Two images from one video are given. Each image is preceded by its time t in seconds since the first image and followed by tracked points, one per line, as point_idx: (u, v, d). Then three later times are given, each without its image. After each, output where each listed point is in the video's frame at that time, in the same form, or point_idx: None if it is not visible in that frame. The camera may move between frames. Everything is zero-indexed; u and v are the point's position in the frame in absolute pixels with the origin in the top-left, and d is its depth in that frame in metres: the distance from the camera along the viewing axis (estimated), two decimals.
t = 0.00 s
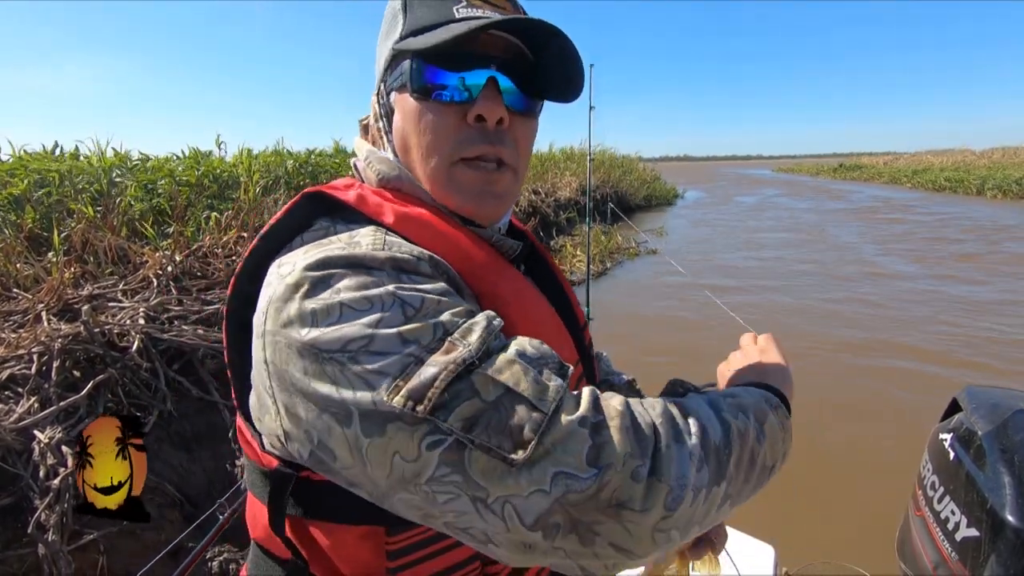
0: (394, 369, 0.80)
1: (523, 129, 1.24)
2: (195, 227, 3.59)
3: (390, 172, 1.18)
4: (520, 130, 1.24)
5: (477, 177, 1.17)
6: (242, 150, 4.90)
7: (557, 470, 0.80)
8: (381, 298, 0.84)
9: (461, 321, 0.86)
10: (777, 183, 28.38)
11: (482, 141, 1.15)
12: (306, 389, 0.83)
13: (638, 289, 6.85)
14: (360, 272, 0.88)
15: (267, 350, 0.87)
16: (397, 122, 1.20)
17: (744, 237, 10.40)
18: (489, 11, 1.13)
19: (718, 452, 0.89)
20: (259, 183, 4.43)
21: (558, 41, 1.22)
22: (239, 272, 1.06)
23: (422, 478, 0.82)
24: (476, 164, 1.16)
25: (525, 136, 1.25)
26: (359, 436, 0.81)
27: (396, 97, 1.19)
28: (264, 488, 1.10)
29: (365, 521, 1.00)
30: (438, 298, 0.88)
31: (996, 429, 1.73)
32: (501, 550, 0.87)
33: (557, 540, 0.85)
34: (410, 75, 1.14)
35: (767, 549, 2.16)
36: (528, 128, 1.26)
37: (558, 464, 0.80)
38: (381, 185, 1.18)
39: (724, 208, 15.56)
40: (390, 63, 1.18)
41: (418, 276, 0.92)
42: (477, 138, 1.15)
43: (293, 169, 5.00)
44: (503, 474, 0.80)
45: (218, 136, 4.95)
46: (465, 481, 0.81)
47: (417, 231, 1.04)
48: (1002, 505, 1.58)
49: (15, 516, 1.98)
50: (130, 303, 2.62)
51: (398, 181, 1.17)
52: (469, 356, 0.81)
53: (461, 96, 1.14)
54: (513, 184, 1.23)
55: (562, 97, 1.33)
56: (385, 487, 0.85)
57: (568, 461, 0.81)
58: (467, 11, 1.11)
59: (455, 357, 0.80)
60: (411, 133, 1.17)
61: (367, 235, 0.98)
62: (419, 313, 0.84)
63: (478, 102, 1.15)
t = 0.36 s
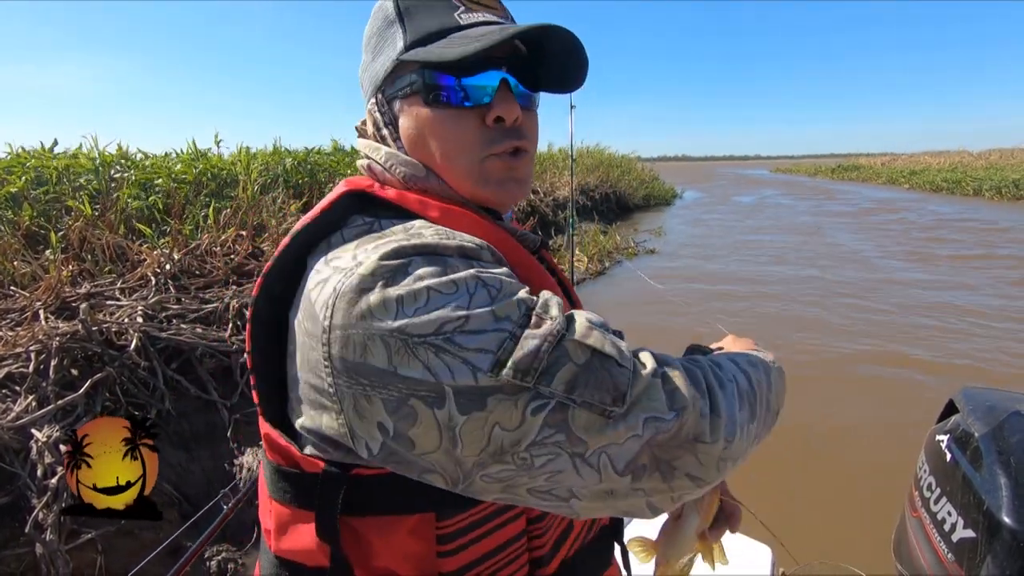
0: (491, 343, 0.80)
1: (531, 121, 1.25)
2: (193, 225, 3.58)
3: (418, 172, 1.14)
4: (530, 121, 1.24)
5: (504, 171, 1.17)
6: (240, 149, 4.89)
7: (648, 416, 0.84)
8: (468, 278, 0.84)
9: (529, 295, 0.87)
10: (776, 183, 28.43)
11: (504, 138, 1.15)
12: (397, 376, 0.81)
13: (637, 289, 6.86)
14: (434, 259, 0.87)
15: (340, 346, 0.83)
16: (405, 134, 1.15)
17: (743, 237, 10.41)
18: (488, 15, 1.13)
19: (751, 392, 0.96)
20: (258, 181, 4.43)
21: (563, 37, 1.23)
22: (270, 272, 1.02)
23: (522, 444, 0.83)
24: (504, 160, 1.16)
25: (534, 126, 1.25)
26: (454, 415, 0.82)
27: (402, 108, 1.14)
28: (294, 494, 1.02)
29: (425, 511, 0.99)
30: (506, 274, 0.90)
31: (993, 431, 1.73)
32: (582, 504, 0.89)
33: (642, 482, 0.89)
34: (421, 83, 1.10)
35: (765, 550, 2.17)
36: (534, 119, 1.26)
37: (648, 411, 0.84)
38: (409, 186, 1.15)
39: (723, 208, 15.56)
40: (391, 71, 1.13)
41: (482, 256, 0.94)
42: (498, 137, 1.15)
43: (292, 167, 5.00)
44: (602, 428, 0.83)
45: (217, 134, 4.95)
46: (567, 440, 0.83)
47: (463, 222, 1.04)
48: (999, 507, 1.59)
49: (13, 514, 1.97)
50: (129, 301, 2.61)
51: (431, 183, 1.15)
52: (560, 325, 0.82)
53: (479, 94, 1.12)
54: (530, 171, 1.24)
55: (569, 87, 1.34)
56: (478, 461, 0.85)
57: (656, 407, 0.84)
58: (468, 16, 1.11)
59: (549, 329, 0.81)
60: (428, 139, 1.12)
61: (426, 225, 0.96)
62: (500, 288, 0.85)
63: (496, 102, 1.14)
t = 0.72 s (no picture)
0: (524, 351, 0.80)
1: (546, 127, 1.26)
2: (190, 225, 3.58)
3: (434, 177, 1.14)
4: (546, 129, 1.26)
5: (522, 178, 1.18)
6: (238, 149, 4.89)
7: (665, 428, 0.85)
8: (502, 286, 0.84)
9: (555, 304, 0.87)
10: (774, 184, 28.46)
11: (523, 145, 1.17)
12: (426, 381, 0.81)
13: (635, 290, 6.87)
14: (466, 264, 0.86)
15: (367, 350, 0.83)
16: (423, 139, 1.14)
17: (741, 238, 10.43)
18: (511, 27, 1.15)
19: (735, 405, 0.99)
20: (256, 182, 4.43)
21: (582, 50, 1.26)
22: (291, 269, 1.01)
23: (545, 451, 0.83)
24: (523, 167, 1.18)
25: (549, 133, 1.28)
26: (482, 420, 0.82)
27: (420, 112, 1.12)
28: (306, 495, 1.02)
29: (440, 510, 0.99)
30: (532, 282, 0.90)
31: (988, 432, 1.74)
32: (591, 510, 0.90)
33: (650, 489, 0.89)
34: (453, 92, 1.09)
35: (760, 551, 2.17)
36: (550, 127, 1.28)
37: (663, 423, 0.86)
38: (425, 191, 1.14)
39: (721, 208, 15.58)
40: (412, 76, 1.11)
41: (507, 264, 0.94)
42: (517, 144, 1.16)
43: (291, 167, 4.99)
44: (624, 438, 0.84)
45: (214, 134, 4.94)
46: (589, 446, 0.84)
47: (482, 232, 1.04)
48: (994, 508, 1.59)
49: (9, 517, 1.97)
50: (126, 302, 2.61)
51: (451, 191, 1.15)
52: (588, 335, 0.82)
53: (508, 103, 1.13)
54: (543, 179, 1.26)
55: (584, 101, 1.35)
56: (500, 465, 0.85)
57: (672, 419, 0.86)
58: (491, 27, 1.12)
59: (579, 339, 0.81)
60: (450, 144, 1.12)
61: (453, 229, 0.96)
62: (530, 295, 0.85)
63: (518, 110, 1.15)
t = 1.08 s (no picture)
0: (418, 421, 0.76)
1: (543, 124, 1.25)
2: (192, 226, 3.59)
3: (415, 174, 1.14)
4: (542, 123, 1.25)
5: (518, 175, 1.18)
6: (239, 150, 4.89)
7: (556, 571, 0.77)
8: (425, 336, 0.79)
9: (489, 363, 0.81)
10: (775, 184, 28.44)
11: (520, 142, 1.17)
12: (330, 415, 0.82)
13: (636, 290, 6.87)
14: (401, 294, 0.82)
15: (296, 361, 0.86)
16: (415, 134, 1.13)
17: (742, 238, 10.42)
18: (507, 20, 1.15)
19: (677, 547, 0.91)
20: (257, 183, 4.43)
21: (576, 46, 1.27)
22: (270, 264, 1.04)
23: (419, 535, 0.78)
24: (518, 165, 1.17)
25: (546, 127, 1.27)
26: (368, 476, 0.79)
27: (413, 107, 1.12)
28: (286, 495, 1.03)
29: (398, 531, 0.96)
30: (475, 324, 0.84)
31: (989, 432, 1.74)
32: None
33: None
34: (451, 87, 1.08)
35: (761, 551, 2.17)
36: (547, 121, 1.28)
37: (559, 568, 0.77)
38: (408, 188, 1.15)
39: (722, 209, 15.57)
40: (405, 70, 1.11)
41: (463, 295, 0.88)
42: (514, 140, 1.16)
43: (292, 169, 5.00)
44: (500, 564, 0.76)
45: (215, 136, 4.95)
46: (461, 553, 0.77)
47: (447, 233, 1.02)
48: (995, 508, 1.59)
49: (10, 518, 1.97)
50: (127, 304, 2.62)
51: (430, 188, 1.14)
52: (497, 429, 0.76)
53: (505, 99, 1.13)
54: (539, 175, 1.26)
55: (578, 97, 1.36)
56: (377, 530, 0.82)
57: (571, 566, 0.78)
58: (486, 20, 1.12)
59: (481, 428, 0.75)
60: (445, 142, 1.12)
61: (408, 244, 0.92)
62: (457, 351, 0.79)
63: (514, 105, 1.15)
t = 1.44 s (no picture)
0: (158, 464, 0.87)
1: (511, 131, 1.23)
2: (195, 228, 3.60)
3: (366, 172, 1.21)
4: (506, 130, 1.22)
5: (459, 181, 1.16)
6: (242, 152, 4.90)
7: None
8: (209, 395, 0.86)
9: (228, 452, 0.82)
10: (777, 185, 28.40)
11: (464, 144, 1.15)
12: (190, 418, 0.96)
13: (638, 291, 6.87)
14: (228, 336, 0.89)
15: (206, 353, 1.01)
16: (382, 125, 1.18)
17: (744, 238, 10.40)
18: (474, 10, 1.16)
19: None
20: (260, 185, 4.44)
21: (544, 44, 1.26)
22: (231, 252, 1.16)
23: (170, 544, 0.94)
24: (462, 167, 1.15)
25: (512, 135, 1.24)
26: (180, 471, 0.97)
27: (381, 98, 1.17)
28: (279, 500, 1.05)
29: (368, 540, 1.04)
30: (266, 393, 0.85)
31: (989, 431, 1.73)
32: None
33: None
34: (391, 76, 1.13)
35: (761, 550, 2.17)
36: (516, 128, 1.24)
37: None
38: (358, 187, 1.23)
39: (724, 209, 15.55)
40: (375, 62, 1.18)
41: (294, 351, 0.88)
42: (458, 142, 1.15)
43: (295, 170, 5.01)
44: None
45: (218, 138, 4.96)
46: None
47: (377, 237, 1.07)
48: (995, 507, 1.58)
49: (14, 519, 1.97)
50: (131, 305, 2.63)
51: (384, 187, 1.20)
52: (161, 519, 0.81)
53: (449, 94, 1.14)
54: (497, 187, 1.22)
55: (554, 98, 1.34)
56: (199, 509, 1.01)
57: None
58: (450, 11, 1.14)
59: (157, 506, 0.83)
60: (393, 134, 1.15)
61: (286, 270, 0.97)
62: (214, 422, 0.84)
63: (466, 103, 1.15)
